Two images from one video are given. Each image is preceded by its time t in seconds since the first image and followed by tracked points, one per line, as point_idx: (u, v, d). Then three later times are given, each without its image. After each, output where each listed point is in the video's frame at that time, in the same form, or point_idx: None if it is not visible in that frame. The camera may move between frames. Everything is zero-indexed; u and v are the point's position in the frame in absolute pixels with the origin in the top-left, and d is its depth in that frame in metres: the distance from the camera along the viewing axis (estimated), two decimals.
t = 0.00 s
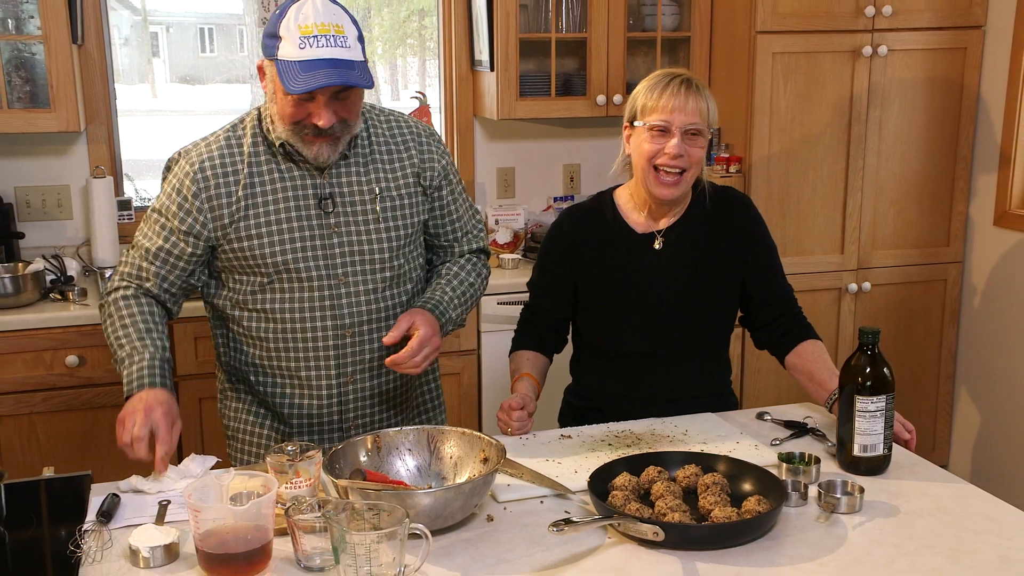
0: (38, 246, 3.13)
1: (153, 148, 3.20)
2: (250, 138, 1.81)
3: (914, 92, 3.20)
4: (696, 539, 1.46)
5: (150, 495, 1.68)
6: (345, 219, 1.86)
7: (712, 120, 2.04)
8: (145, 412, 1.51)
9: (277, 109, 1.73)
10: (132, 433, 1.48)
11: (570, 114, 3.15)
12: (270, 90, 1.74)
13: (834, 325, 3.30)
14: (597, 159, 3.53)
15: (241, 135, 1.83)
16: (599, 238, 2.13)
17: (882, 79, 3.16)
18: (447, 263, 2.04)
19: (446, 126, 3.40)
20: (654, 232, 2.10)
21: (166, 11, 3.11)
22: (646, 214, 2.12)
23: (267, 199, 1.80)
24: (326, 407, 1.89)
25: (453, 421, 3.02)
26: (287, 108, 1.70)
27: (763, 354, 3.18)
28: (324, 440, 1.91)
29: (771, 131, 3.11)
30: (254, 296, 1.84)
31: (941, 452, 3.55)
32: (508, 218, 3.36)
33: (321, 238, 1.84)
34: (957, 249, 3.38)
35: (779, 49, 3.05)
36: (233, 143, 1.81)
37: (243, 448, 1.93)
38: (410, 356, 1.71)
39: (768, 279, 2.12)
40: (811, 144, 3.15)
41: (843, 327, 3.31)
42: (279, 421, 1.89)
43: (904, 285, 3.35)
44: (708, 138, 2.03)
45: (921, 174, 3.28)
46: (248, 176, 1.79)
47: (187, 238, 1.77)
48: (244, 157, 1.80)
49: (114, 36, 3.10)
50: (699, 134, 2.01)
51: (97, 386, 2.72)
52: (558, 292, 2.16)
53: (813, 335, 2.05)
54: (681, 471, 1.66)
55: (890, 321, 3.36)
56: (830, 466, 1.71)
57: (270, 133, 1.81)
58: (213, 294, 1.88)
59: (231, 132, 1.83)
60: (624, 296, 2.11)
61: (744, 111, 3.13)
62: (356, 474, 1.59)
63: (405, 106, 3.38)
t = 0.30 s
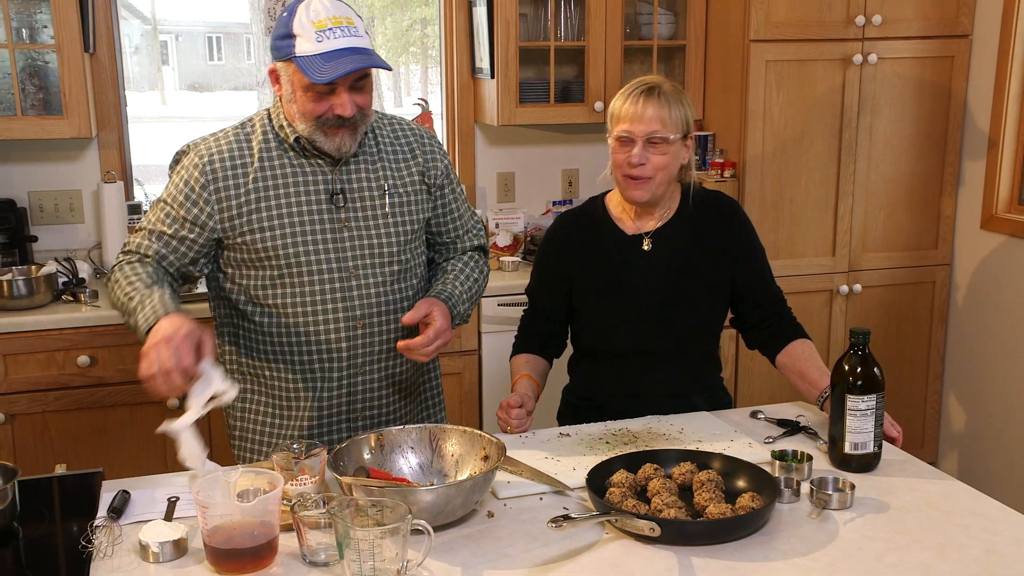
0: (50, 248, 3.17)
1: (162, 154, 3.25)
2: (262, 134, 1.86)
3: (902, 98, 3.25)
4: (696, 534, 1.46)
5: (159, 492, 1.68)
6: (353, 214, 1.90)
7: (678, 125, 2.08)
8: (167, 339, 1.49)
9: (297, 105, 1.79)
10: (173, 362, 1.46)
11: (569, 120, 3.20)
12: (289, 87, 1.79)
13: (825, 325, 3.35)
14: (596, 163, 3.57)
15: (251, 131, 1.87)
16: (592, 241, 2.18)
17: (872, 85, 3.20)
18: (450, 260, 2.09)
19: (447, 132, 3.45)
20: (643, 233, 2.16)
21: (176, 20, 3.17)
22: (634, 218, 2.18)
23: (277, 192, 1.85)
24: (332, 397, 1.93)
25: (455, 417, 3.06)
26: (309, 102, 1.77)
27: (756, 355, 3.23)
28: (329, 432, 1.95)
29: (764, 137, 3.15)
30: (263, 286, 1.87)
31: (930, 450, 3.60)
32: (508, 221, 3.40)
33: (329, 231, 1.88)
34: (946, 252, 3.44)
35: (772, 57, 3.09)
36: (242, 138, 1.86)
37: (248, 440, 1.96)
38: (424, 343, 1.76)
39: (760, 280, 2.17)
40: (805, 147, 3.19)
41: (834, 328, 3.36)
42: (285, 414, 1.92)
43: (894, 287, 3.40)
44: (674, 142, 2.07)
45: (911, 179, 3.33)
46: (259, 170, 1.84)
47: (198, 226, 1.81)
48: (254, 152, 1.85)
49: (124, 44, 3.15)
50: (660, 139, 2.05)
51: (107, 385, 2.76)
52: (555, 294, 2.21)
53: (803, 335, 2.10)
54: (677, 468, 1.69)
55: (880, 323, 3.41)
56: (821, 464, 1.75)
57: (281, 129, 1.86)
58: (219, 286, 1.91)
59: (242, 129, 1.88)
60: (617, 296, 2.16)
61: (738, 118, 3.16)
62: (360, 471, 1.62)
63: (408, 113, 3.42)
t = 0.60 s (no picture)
0: (52, 252, 3.19)
1: (163, 158, 3.27)
2: (269, 133, 1.87)
3: (899, 102, 3.26)
4: (695, 536, 1.47)
5: (161, 494, 1.69)
6: (360, 211, 1.92)
7: (660, 142, 2.10)
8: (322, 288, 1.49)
9: (312, 102, 1.79)
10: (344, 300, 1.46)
11: (568, 123, 3.22)
12: (305, 83, 1.79)
13: (823, 327, 3.36)
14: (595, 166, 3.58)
15: (258, 131, 1.88)
16: (591, 242, 2.20)
17: (869, 88, 3.22)
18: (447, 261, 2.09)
19: (447, 135, 3.46)
20: (641, 235, 2.17)
21: (178, 25, 3.18)
22: (628, 220, 2.20)
23: (289, 188, 1.85)
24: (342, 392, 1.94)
25: (455, 420, 3.06)
26: (328, 99, 1.78)
27: (755, 357, 3.24)
28: (337, 429, 1.95)
29: (763, 140, 3.16)
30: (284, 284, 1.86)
31: (927, 451, 3.61)
32: (508, 224, 3.40)
33: (338, 227, 1.89)
34: (943, 255, 3.45)
35: (769, 61, 3.10)
36: (253, 137, 1.86)
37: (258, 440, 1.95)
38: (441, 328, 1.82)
39: (758, 283, 2.18)
40: (803, 150, 3.21)
41: (833, 330, 3.37)
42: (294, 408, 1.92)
43: (892, 289, 3.41)
44: (658, 158, 2.10)
45: (908, 182, 3.35)
46: (271, 167, 1.85)
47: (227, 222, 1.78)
48: (265, 150, 1.85)
49: (126, 48, 3.17)
50: (642, 158, 2.09)
51: (110, 387, 2.78)
52: (555, 297, 2.22)
53: (802, 337, 2.10)
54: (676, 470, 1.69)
55: (877, 325, 3.42)
56: (819, 466, 1.76)
57: (290, 126, 1.88)
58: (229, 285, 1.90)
59: (248, 129, 1.88)
60: (616, 297, 2.17)
61: (737, 121, 3.17)
62: (360, 473, 1.63)
63: (408, 116, 3.43)
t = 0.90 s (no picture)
0: (52, 252, 3.19)
1: (163, 158, 3.27)
2: (277, 134, 1.84)
3: (899, 102, 3.26)
4: (695, 536, 1.46)
5: (160, 494, 1.69)
6: (371, 211, 1.91)
7: (664, 141, 2.10)
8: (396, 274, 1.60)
9: (320, 101, 1.78)
10: (424, 275, 1.59)
11: (569, 124, 3.22)
12: (312, 82, 1.77)
13: (823, 327, 3.36)
14: (595, 166, 3.59)
15: (262, 132, 1.84)
16: (593, 243, 2.20)
17: (869, 89, 3.22)
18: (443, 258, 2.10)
19: (447, 136, 3.46)
20: (643, 235, 2.17)
21: (178, 25, 3.18)
22: (631, 220, 2.20)
23: (306, 189, 1.83)
24: (360, 389, 1.95)
25: (455, 421, 3.06)
26: (337, 96, 1.77)
27: (755, 357, 3.24)
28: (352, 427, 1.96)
29: (763, 141, 3.17)
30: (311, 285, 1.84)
31: (927, 451, 3.61)
32: (508, 225, 3.42)
33: (352, 227, 1.88)
34: (943, 255, 3.45)
35: (769, 62, 3.10)
36: (263, 139, 1.82)
37: (279, 444, 1.94)
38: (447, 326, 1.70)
39: (759, 283, 2.19)
40: (803, 151, 3.21)
41: (833, 330, 3.37)
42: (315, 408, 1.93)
43: (892, 289, 3.41)
44: (660, 157, 2.10)
45: (909, 182, 3.35)
46: (286, 168, 1.82)
47: (258, 227, 1.75)
48: (277, 152, 1.82)
49: (127, 50, 3.17)
50: (644, 157, 2.09)
51: (110, 388, 2.78)
52: (555, 298, 2.22)
53: (802, 338, 2.10)
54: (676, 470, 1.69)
55: (877, 326, 3.42)
56: (819, 467, 1.76)
57: (299, 127, 1.84)
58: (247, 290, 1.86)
59: (253, 130, 1.84)
60: (618, 297, 2.17)
61: (736, 121, 3.17)
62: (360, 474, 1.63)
63: (408, 117, 3.43)
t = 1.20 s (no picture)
0: (52, 253, 3.19)
1: (163, 159, 3.27)
2: (290, 136, 1.81)
3: (899, 103, 3.26)
4: (695, 536, 1.46)
5: (160, 494, 1.69)
6: (382, 217, 1.91)
7: (665, 142, 2.10)
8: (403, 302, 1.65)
9: (340, 102, 1.76)
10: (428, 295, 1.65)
11: (568, 124, 3.22)
12: (332, 84, 1.75)
13: (823, 328, 3.36)
14: (595, 166, 3.59)
15: (276, 133, 1.82)
16: (593, 242, 2.19)
17: (869, 88, 3.22)
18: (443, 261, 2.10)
19: (447, 136, 3.46)
20: (643, 235, 2.17)
21: (178, 25, 3.18)
22: (630, 220, 2.20)
23: (320, 195, 1.82)
24: (365, 395, 1.95)
25: (455, 421, 3.06)
26: (359, 97, 1.75)
27: (755, 358, 3.24)
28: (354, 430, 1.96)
29: (762, 141, 3.17)
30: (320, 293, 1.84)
31: (927, 451, 3.61)
32: (507, 225, 3.42)
33: (365, 233, 1.88)
34: (943, 255, 3.45)
35: (769, 62, 3.10)
36: (277, 142, 1.80)
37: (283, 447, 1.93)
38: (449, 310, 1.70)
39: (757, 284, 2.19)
40: (803, 151, 3.21)
41: (833, 330, 3.37)
42: (319, 413, 1.93)
43: (892, 289, 3.41)
44: (660, 160, 2.10)
45: (909, 182, 3.34)
46: (302, 173, 1.80)
47: (271, 233, 1.73)
48: (292, 156, 1.80)
49: (127, 50, 3.17)
50: (644, 158, 2.09)
51: (111, 388, 2.78)
52: (554, 298, 2.22)
53: (801, 339, 2.11)
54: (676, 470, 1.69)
55: (877, 326, 3.42)
56: (819, 467, 1.76)
57: (315, 129, 1.82)
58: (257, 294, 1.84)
59: (266, 131, 1.81)
60: (618, 297, 2.17)
61: (736, 121, 3.17)
62: (360, 473, 1.63)
63: (408, 117, 3.43)
